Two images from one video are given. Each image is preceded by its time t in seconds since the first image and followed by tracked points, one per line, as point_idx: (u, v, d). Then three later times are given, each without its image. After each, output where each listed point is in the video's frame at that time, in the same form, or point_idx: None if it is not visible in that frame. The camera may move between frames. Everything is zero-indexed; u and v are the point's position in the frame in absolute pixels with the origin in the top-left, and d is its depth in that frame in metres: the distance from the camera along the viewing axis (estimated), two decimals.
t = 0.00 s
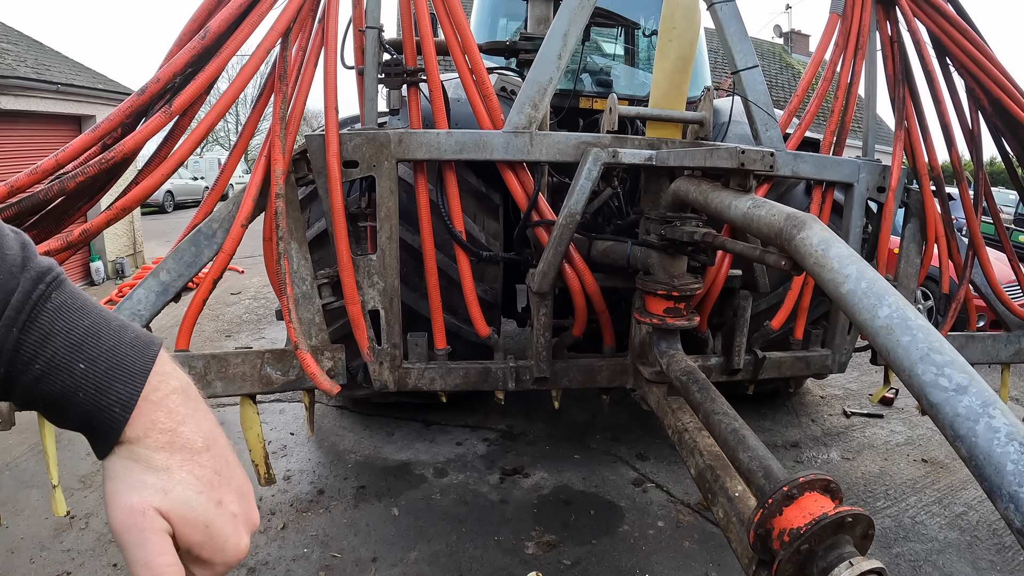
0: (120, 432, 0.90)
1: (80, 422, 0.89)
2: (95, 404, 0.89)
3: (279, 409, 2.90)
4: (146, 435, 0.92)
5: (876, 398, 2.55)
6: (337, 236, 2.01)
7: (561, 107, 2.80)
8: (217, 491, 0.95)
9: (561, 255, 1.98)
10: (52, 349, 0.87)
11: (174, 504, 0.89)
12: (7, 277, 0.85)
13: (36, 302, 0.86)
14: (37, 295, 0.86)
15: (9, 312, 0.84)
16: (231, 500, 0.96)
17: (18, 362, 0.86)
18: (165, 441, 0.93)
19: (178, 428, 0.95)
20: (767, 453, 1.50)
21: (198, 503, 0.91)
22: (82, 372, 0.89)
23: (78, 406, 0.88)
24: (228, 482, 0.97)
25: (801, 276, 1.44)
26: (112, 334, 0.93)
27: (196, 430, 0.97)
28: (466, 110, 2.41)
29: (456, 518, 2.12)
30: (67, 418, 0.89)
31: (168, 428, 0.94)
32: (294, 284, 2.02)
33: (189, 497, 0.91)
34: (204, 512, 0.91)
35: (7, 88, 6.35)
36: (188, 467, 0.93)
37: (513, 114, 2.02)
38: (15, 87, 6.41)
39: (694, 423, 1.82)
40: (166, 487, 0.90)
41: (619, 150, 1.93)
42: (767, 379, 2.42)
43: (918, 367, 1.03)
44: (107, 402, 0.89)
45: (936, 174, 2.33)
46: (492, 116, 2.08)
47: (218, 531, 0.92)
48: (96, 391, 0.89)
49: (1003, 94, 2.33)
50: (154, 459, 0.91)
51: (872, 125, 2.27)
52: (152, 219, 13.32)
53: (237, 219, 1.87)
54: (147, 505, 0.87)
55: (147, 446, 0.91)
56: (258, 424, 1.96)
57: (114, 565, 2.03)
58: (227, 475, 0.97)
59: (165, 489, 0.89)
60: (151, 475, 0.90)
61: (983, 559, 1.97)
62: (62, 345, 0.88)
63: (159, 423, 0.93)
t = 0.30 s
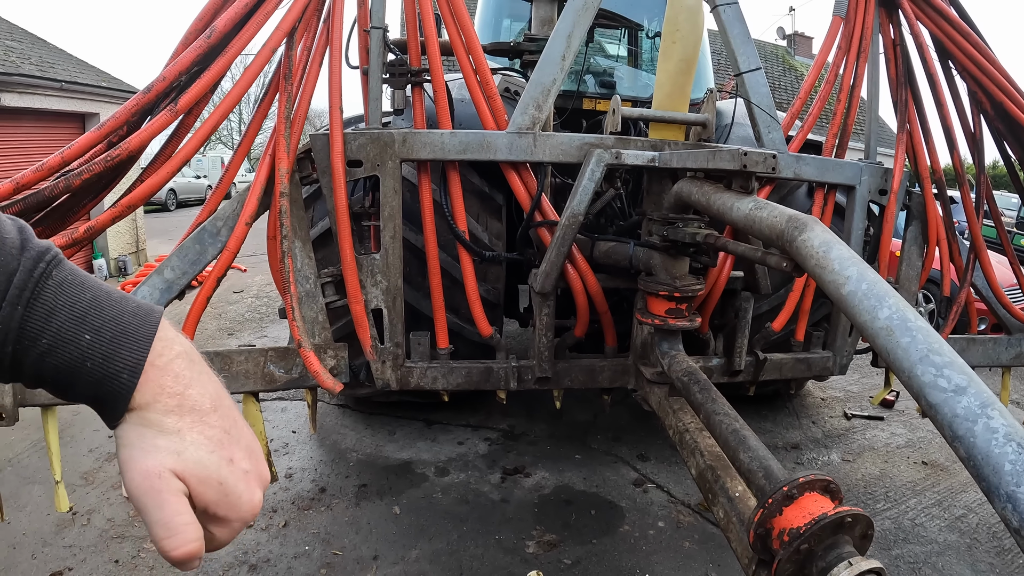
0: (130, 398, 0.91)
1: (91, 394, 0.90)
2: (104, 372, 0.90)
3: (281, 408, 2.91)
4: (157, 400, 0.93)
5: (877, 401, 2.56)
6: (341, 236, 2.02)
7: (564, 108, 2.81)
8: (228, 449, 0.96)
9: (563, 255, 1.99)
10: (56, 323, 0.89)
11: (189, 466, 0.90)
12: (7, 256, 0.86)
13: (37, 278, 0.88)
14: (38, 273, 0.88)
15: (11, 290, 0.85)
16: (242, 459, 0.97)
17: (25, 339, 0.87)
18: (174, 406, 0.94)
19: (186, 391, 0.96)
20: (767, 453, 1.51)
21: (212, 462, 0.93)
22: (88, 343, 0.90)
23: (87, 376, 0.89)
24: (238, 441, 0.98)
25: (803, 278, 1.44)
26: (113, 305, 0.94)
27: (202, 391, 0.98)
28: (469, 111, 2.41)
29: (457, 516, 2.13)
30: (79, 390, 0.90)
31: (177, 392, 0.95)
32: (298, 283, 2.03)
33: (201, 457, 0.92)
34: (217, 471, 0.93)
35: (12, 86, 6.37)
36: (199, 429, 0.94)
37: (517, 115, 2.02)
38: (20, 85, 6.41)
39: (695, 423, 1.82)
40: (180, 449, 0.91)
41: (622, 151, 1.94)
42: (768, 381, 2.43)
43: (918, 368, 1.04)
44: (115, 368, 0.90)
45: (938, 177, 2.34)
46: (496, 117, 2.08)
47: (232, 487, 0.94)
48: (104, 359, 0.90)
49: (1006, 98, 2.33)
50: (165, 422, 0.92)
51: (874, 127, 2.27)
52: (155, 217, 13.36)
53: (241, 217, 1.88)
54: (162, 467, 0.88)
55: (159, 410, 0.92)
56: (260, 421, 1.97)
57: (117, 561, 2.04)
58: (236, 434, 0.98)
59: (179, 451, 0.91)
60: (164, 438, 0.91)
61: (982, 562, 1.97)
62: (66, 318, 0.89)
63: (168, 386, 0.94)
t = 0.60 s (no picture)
0: (132, 479, 0.89)
1: (94, 478, 0.88)
2: (105, 456, 0.88)
3: (282, 406, 2.92)
4: (155, 478, 0.91)
5: (876, 402, 2.56)
6: (343, 234, 2.03)
7: (567, 108, 2.82)
8: (223, 521, 0.94)
9: (565, 255, 1.99)
10: (57, 408, 0.87)
11: (190, 541, 0.90)
12: (7, 346, 0.84)
13: (36, 367, 0.86)
14: (37, 361, 0.86)
15: (13, 377, 0.84)
16: (237, 528, 0.96)
17: (28, 427, 0.85)
18: (172, 484, 0.92)
19: (180, 469, 0.93)
20: (768, 454, 1.52)
21: (209, 534, 0.92)
22: (89, 428, 0.88)
23: (89, 460, 0.87)
24: (232, 512, 0.96)
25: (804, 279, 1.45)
26: (112, 388, 0.92)
27: (198, 468, 0.96)
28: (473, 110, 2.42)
29: (458, 515, 2.14)
30: (79, 475, 0.88)
31: (173, 469, 0.93)
32: (301, 281, 2.04)
33: (200, 531, 0.91)
34: (216, 542, 0.92)
35: (14, 83, 6.36)
36: (196, 502, 0.93)
37: (519, 115, 2.03)
38: (21, 81, 6.41)
39: (695, 424, 1.82)
40: (179, 524, 0.90)
41: (624, 151, 1.94)
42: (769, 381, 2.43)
43: (917, 369, 1.04)
44: (116, 452, 0.89)
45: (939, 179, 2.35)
46: (499, 117, 2.09)
47: (230, 558, 0.93)
48: (106, 443, 0.88)
49: (1007, 101, 2.33)
50: (164, 502, 0.91)
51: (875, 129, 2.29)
52: (156, 215, 13.37)
53: (244, 215, 1.89)
54: (165, 545, 0.88)
55: (157, 490, 0.91)
56: (262, 419, 1.98)
57: (118, 558, 2.04)
58: (230, 506, 0.96)
59: (179, 527, 0.90)
60: (165, 517, 0.90)
61: (981, 563, 1.98)
62: (67, 405, 0.87)
63: (164, 466, 0.92)
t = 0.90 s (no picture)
0: (117, 427, 0.85)
1: (82, 436, 0.86)
2: (87, 407, 0.86)
3: (279, 408, 2.88)
4: (147, 423, 0.84)
5: (877, 405, 2.56)
6: (343, 236, 1.99)
7: (568, 107, 2.78)
8: (226, 468, 0.80)
9: (569, 257, 1.97)
10: (37, 363, 0.89)
11: (187, 478, 0.76)
12: None
13: (17, 329, 0.89)
14: (17, 322, 0.90)
15: None
16: (242, 480, 0.81)
17: (7, 385, 0.87)
18: (166, 429, 0.84)
19: (174, 422, 0.85)
20: (777, 461, 1.50)
21: (210, 477, 0.78)
22: (70, 381, 0.88)
23: (71, 414, 0.86)
24: (237, 466, 0.83)
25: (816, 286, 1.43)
26: (94, 349, 0.92)
27: (191, 422, 0.88)
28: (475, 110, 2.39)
29: (459, 520, 2.11)
30: (66, 432, 0.87)
31: (166, 418, 0.85)
32: (299, 283, 2.00)
33: (199, 471, 0.78)
34: (218, 486, 0.77)
35: (7, 79, 6.27)
36: (194, 447, 0.82)
37: (523, 115, 2.00)
38: (16, 78, 6.32)
39: (701, 429, 1.80)
40: (175, 462, 0.78)
41: (629, 153, 1.92)
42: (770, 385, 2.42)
43: (936, 381, 1.03)
44: (98, 400, 0.86)
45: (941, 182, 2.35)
46: (502, 117, 2.06)
47: (236, 506, 0.77)
48: (86, 393, 0.87)
49: (1010, 104, 2.33)
50: (156, 443, 0.81)
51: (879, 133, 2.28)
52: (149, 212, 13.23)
53: (241, 216, 1.85)
54: (159, 480, 0.75)
55: (149, 433, 0.83)
56: (260, 423, 1.94)
57: (112, 565, 2.00)
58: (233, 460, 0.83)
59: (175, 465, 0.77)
60: (157, 456, 0.79)
61: (982, 566, 1.98)
62: (47, 360, 0.89)
63: (158, 412, 0.86)
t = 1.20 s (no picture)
0: None
1: None
2: None
3: (270, 408, 2.76)
4: None
5: (885, 405, 2.51)
6: (337, 230, 1.87)
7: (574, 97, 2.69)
8: None
9: (578, 253, 1.87)
10: None
11: None
12: None
13: None
14: None
15: None
16: None
17: None
18: None
19: None
20: (803, 471, 1.43)
21: None
22: None
23: None
24: None
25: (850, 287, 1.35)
26: None
27: None
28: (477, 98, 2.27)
29: (460, 527, 2.02)
30: None
31: None
32: (291, 281, 1.89)
33: None
34: None
35: None
36: None
37: (529, 102, 1.90)
38: None
39: (717, 434, 1.73)
40: None
41: (641, 143, 1.82)
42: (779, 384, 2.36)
43: (995, 393, 0.96)
44: None
45: (953, 178, 2.30)
46: (506, 104, 1.96)
47: None
48: None
49: None
50: None
51: (892, 127, 2.23)
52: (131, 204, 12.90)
53: (229, 209, 1.72)
54: None
55: None
56: (250, 429, 1.83)
57: None
58: None
59: None
60: None
61: (994, 569, 1.94)
62: None
63: None
